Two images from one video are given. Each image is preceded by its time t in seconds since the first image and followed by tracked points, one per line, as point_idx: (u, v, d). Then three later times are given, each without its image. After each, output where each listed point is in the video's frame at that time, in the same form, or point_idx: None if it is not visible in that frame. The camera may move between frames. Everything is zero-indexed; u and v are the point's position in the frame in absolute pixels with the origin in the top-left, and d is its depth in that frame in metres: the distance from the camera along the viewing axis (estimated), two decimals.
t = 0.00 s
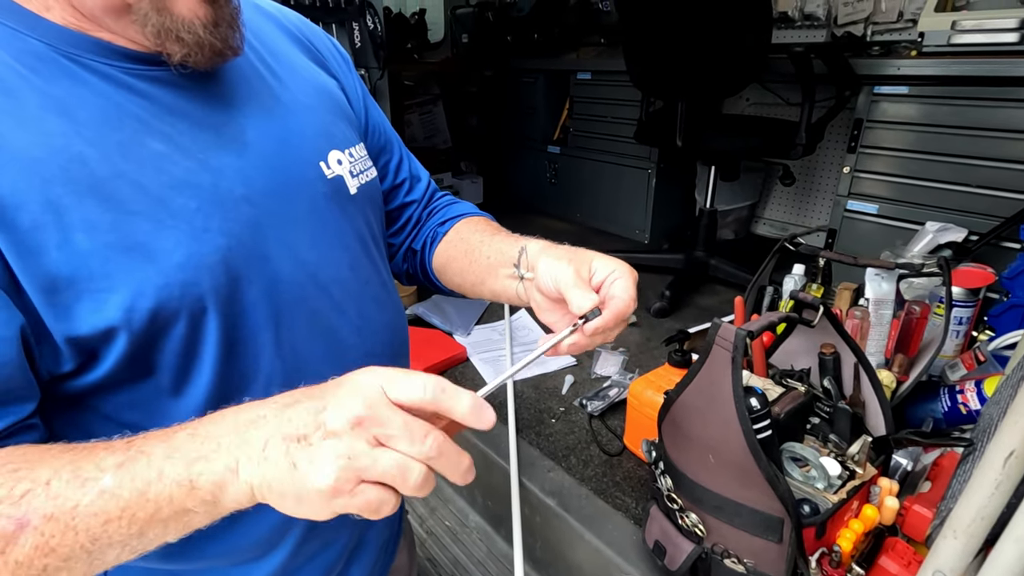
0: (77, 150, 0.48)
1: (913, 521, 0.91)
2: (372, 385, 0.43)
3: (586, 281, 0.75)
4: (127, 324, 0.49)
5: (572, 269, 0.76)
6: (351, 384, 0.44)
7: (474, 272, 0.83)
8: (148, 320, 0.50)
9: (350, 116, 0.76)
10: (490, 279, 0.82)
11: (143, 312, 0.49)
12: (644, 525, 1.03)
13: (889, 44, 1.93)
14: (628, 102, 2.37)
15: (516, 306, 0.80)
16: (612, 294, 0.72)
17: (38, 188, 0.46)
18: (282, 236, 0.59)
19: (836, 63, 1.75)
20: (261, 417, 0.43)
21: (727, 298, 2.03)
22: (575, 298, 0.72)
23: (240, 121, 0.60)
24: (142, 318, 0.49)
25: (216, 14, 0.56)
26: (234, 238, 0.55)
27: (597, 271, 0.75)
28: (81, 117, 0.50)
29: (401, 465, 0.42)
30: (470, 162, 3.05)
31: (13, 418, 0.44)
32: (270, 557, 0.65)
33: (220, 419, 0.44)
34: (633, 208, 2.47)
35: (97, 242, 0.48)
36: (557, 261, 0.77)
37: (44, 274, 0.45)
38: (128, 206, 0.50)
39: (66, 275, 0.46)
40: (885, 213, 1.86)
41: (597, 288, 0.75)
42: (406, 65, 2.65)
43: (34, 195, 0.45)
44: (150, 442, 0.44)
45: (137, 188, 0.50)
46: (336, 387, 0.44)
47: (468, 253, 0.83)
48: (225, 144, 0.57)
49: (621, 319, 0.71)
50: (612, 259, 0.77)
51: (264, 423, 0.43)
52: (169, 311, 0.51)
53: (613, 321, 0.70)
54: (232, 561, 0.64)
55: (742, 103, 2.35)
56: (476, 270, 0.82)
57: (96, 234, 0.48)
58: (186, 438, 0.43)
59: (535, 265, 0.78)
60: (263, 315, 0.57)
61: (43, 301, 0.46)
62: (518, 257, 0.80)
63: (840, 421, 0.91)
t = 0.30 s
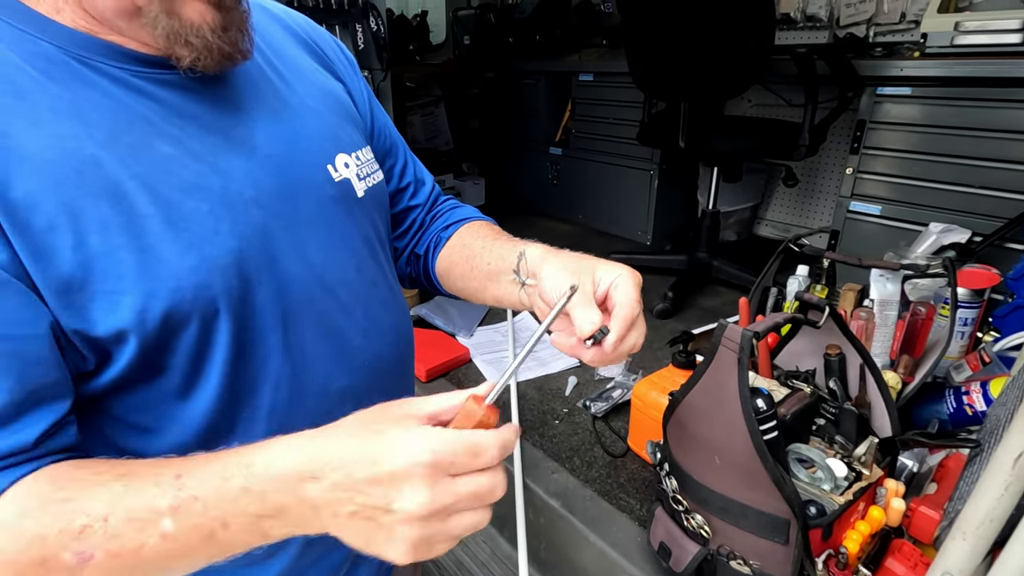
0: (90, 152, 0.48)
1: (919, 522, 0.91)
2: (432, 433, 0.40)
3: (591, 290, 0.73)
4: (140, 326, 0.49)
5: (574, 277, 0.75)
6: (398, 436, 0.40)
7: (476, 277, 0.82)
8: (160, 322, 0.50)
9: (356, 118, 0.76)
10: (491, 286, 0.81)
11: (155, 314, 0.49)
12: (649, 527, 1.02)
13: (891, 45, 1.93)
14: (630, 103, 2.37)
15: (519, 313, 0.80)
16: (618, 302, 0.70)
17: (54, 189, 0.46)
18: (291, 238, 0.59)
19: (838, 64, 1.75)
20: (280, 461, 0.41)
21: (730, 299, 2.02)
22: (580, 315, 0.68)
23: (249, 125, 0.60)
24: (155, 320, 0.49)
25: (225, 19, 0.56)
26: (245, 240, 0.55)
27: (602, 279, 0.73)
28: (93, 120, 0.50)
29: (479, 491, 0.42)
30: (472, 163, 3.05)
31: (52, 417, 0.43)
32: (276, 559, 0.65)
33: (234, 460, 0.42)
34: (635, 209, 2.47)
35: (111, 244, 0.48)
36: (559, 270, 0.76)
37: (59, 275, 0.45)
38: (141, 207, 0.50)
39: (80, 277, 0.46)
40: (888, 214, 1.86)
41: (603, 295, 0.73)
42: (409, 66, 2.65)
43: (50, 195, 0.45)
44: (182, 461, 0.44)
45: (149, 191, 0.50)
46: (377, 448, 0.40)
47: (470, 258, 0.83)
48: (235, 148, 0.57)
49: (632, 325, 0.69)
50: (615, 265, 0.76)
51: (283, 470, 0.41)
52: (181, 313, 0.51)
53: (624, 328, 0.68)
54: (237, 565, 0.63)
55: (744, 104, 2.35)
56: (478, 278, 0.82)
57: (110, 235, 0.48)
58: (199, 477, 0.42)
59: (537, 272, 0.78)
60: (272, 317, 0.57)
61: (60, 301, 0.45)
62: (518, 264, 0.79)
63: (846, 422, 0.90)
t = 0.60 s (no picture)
0: (105, 160, 0.48)
1: (922, 523, 0.91)
2: (523, 427, 0.43)
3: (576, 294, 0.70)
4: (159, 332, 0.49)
5: (561, 280, 0.72)
6: (490, 435, 0.43)
7: (476, 277, 0.83)
8: (179, 328, 0.50)
9: (354, 116, 0.76)
10: (492, 286, 0.82)
11: (173, 320, 0.49)
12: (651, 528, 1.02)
13: (892, 46, 1.93)
14: (631, 104, 2.37)
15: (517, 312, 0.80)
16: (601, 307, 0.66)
17: (74, 196, 0.46)
18: (300, 241, 0.59)
19: (839, 65, 1.75)
20: (385, 464, 0.46)
21: (731, 300, 2.02)
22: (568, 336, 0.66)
23: (250, 128, 0.60)
24: (174, 326, 0.50)
25: (211, 29, 0.55)
26: (257, 244, 0.55)
27: (586, 282, 0.69)
28: (106, 128, 0.50)
29: (580, 459, 0.46)
30: (474, 164, 3.05)
31: (118, 409, 0.45)
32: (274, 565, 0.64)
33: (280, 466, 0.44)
34: (636, 211, 2.47)
35: (131, 251, 0.48)
36: (545, 271, 0.74)
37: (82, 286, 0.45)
38: (156, 215, 0.50)
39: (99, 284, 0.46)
40: (889, 215, 1.86)
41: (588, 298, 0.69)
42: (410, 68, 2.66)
43: (71, 203, 0.45)
44: (230, 464, 0.46)
45: (163, 197, 0.51)
46: (472, 443, 0.44)
47: (468, 256, 0.83)
48: (237, 152, 0.57)
49: (618, 336, 0.64)
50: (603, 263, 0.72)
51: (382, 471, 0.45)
52: (198, 318, 0.51)
53: (609, 342, 0.62)
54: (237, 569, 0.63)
55: (745, 105, 2.35)
56: (478, 278, 0.83)
57: (131, 242, 0.48)
58: (267, 482, 0.45)
59: (526, 273, 0.76)
60: (284, 319, 0.57)
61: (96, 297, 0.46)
62: (509, 266, 0.78)
63: (848, 423, 0.89)
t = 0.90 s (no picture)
0: (97, 165, 0.48)
1: (924, 525, 0.90)
2: (525, 439, 0.43)
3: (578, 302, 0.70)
4: (153, 336, 0.49)
5: (562, 288, 0.72)
6: (491, 445, 0.43)
7: (473, 283, 0.83)
8: (173, 332, 0.50)
9: (351, 115, 0.75)
10: (489, 291, 0.82)
11: (168, 323, 0.49)
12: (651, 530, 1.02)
13: (892, 47, 1.93)
14: (631, 105, 2.37)
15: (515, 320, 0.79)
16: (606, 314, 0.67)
17: (69, 202, 0.46)
18: (295, 242, 0.59)
19: (839, 65, 1.75)
20: (394, 472, 0.45)
21: (731, 301, 2.02)
22: (575, 348, 0.65)
23: (243, 129, 0.59)
24: (168, 330, 0.49)
25: (199, 26, 0.55)
26: (252, 246, 0.55)
27: (589, 290, 0.70)
28: (98, 133, 0.50)
29: (584, 475, 0.46)
30: (474, 165, 3.05)
31: (122, 411, 0.45)
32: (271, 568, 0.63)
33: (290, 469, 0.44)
34: (636, 211, 2.46)
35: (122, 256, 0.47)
36: (544, 278, 0.74)
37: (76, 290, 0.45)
38: (148, 219, 0.49)
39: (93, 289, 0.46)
40: (890, 216, 1.85)
41: (590, 307, 0.69)
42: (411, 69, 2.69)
43: (64, 208, 0.45)
44: (239, 469, 0.47)
45: (154, 201, 0.50)
46: (473, 453, 0.44)
47: (465, 262, 0.83)
48: (230, 154, 0.57)
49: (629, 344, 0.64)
50: (604, 270, 0.72)
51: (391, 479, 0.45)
52: (193, 322, 0.51)
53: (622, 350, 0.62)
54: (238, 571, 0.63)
55: (745, 106, 2.35)
56: (475, 282, 0.83)
57: (123, 247, 0.47)
58: (276, 486, 0.45)
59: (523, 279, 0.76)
60: (279, 321, 0.57)
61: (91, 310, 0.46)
62: (506, 273, 0.78)
63: (849, 424, 0.89)
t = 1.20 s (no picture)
0: (94, 166, 0.48)
1: (923, 527, 0.90)
2: (525, 442, 0.43)
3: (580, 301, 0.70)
4: (149, 337, 0.49)
5: (561, 288, 0.72)
6: (491, 448, 0.43)
7: (473, 287, 0.83)
8: (168, 333, 0.50)
9: (350, 117, 0.75)
10: (489, 295, 0.82)
11: (163, 325, 0.49)
12: (650, 531, 1.02)
13: (893, 47, 1.94)
14: (630, 106, 2.37)
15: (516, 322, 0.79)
16: (609, 312, 0.67)
17: (66, 203, 0.46)
18: (292, 243, 0.59)
19: (839, 66, 1.75)
20: (393, 469, 0.46)
21: (732, 302, 2.02)
22: (577, 349, 0.65)
23: (240, 131, 0.59)
24: (163, 331, 0.49)
25: (198, 29, 0.55)
26: (249, 248, 0.55)
27: (588, 290, 0.70)
28: (95, 133, 0.50)
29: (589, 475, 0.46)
30: (474, 167, 3.05)
31: (119, 409, 0.45)
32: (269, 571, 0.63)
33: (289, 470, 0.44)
34: (636, 212, 2.46)
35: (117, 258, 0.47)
36: (543, 279, 0.74)
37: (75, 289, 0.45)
38: (143, 220, 0.49)
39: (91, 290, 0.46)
40: (890, 216, 1.85)
41: (592, 306, 0.70)
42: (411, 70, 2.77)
43: (61, 209, 0.45)
44: (236, 467, 0.47)
45: (150, 202, 0.50)
46: (472, 455, 0.44)
47: (464, 266, 0.83)
48: (228, 155, 0.57)
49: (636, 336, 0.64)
50: (603, 268, 0.72)
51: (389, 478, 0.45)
52: (188, 323, 0.51)
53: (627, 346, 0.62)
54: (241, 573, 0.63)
55: (745, 107, 2.36)
56: (474, 287, 0.83)
57: (119, 249, 0.48)
58: (273, 485, 0.45)
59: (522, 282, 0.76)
60: (275, 323, 0.57)
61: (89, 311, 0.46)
62: (505, 276, 0.78)
63: (848, 425, 0.89)
